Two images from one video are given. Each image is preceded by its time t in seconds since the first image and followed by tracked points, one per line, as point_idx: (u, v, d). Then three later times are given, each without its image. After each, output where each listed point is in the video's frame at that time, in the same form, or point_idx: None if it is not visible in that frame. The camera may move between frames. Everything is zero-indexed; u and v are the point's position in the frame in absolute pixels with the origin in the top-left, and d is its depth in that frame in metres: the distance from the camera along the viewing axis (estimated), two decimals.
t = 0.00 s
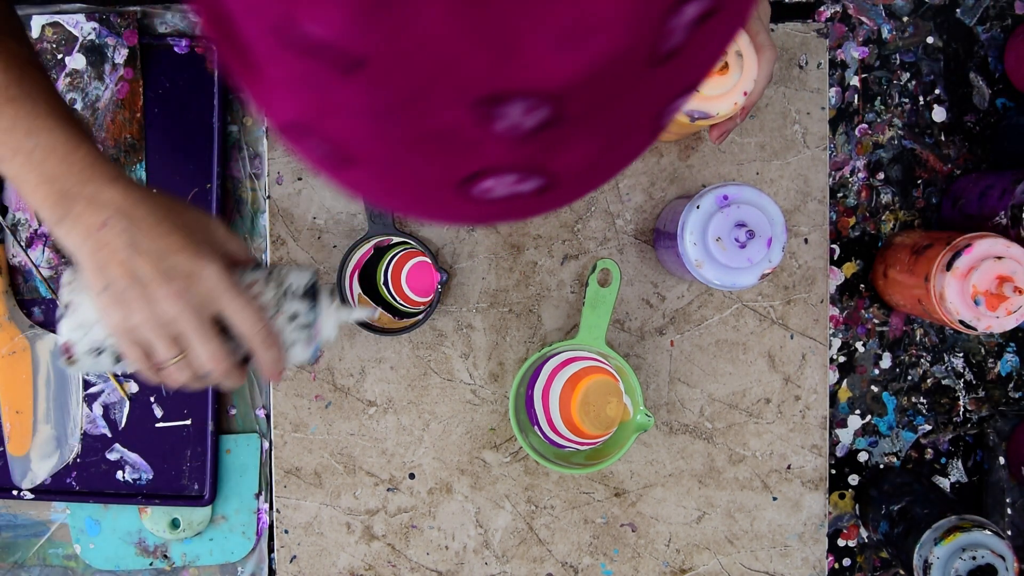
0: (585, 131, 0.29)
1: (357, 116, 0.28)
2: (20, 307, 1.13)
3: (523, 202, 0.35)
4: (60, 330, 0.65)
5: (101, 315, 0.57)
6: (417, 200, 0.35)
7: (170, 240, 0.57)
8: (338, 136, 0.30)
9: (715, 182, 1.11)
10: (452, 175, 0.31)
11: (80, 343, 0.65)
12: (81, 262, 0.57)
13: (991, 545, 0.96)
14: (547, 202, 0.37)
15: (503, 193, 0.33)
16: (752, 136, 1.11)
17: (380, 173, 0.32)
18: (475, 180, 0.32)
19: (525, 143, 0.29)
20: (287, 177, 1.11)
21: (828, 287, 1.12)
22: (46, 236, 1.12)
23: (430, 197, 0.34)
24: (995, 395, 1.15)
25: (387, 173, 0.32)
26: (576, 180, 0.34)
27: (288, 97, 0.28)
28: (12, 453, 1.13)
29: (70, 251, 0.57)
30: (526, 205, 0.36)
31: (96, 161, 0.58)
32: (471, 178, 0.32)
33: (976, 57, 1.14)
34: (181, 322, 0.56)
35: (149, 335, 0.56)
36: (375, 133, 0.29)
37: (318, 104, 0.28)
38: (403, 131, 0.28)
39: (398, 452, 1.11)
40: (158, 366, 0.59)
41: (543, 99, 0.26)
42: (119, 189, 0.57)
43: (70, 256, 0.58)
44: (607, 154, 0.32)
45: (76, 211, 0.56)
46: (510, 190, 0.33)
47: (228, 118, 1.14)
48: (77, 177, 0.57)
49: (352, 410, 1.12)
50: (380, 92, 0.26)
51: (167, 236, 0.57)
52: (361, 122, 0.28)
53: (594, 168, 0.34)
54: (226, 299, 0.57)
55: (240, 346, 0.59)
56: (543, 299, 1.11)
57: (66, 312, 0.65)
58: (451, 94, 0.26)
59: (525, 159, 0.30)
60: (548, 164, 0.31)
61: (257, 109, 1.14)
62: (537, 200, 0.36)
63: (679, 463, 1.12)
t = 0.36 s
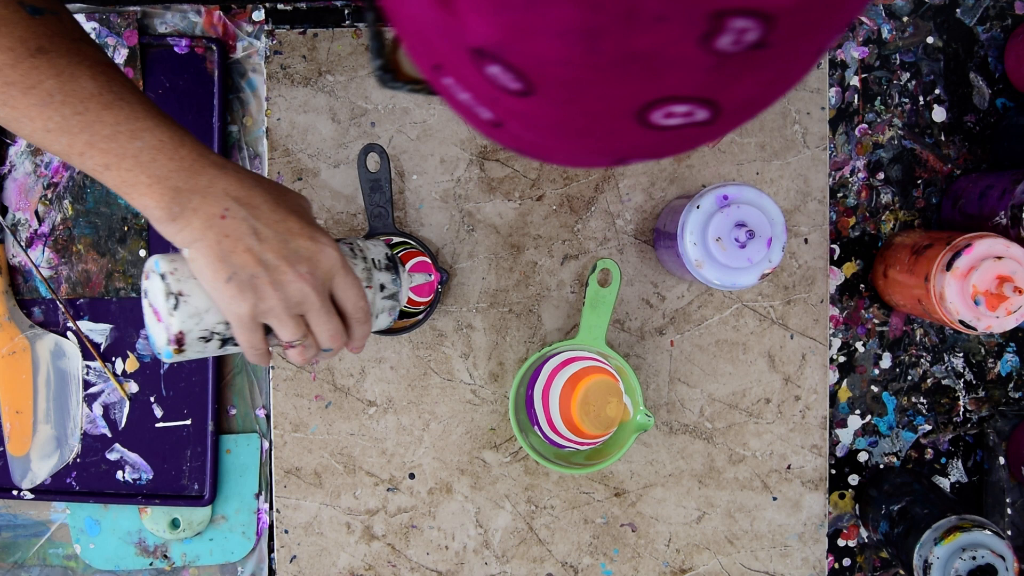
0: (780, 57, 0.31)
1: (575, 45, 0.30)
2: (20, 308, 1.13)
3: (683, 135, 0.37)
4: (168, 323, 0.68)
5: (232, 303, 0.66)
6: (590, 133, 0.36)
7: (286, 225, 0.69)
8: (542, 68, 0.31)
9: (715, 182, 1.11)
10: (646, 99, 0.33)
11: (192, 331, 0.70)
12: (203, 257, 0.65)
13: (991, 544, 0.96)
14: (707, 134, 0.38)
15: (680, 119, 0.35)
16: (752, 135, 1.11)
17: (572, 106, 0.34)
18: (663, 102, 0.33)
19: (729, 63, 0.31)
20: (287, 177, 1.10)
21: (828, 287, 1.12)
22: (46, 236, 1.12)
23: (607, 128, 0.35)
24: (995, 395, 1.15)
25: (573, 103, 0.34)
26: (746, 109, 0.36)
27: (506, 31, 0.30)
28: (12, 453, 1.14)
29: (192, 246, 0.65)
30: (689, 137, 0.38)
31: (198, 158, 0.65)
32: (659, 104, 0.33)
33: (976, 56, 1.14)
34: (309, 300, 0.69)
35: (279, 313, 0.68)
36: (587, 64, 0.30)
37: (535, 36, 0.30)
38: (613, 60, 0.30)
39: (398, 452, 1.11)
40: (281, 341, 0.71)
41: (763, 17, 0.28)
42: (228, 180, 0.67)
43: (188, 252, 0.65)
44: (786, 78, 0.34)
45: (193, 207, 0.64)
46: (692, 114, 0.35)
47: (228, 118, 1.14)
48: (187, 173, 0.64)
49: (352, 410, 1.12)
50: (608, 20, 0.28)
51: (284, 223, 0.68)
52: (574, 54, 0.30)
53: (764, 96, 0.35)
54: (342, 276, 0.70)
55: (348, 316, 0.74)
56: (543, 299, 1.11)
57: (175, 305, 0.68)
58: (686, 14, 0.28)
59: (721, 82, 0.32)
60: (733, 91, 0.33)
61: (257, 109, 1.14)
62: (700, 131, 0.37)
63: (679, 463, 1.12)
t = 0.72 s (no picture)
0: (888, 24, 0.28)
1: (678, 16, 0.26)
2: (20, 308, 1.13)
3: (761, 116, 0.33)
4: (185, 319, 0.69)
5: (253, 303, 0.68)
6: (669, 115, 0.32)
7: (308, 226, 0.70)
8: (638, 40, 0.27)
9: (715, 182, 1.11)
10: (742, 78, 0.28)
11: (208, 328, 0.70)
12: (224, 257, 0.67)
13: (991, 544, 0.96)
14: (787, 114, 0.34)
15: (769, 99, 0.31)
16: (752, 135, 1.11)
17: (658, 87, 0.29)
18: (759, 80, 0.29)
19: (836, 36, 0.27)
20: (287, 177, 1.10)
21: (827, 287, 1.12)
22: (46, 236, 1.12)
23: (688, 113, 0.31)
24: (995, 395, 1.15)
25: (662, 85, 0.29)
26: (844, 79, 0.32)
27: None
28: (12, 453, 1.14)
29: (214, 247, 0.67)
30: (770, 118, 0.34)
31: (223, 160, 0.67)
32: (754, 82, 0.29)
33: (976, 56, 1.14)
34: (328, 302, 0.71)
35: (299, 315, 0.71)
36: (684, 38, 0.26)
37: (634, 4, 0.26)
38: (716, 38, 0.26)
39: (398, 452, 1.11)
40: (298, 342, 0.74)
41: None
42: (251, 181, 0.68)
43: (209, 251, 0.67)
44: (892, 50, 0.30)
45: (217, 208, 0.66)
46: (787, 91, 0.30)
47: (228, 118, 1.14)
48: (211, 174, 0.65)
49: (352, 410, 1.12)
50: None
51: (304, 225, 0.70)
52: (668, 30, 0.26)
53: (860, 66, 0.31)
54: (359, 279, 0.73)
55: (359, 317, 0.77)
56: (543, 299, 1.11)
57: (192, 302, 0.68)
58: None
59: (822, 58, 0.28)
60: (832, 66, 0.29)
61: (257, 109, 1.14)
62: (787, 109, 0.33)
63: (679, 463, 1.12)
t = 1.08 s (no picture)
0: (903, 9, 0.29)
1: None
2: (20, 308, 1.14)
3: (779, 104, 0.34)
4: (184, 318, 0.69)
5: (253, 303, 0.68)
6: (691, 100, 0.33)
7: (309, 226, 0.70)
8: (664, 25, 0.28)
9: (715, 182, 1.11)
10: (766, 60, 0.29)
11: (208, 328, 0.70)
12: (225, 257, 0.67)
13: (991, 544, 0.96)
14: (808, 99, 0.35)
15: (791, 83, 0.32)
16: (752, 136, 1.11)
17: (683, 69, 0.30)
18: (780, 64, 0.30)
19: (860, 18, 0.28)
20: (287, 177, 1.10)
21: (828, 287, 1.12)
22: (45, 236, 1.13)
23: (709, 96, 0.32)
24: (995, 394, 1.15)
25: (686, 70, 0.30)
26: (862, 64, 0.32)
27: None
28: (12, 453, 1.14)
29: (214, 247, 0.67)
30: (791, 103, 0.34)
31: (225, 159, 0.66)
32: (777, 65, 0.30)
33: (976, 56, 1.14)
34: (328, 303, 0.71)
35: (299, 315, 0.71)
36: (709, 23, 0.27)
37: None
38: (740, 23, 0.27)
39: (398, 452, 1.11)
40: (298, 342, 0.74)
41: None
42: (252, 181, 0.68)
43: (209, 251, 0.67)
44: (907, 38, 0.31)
45: (219, 207, 0.66)
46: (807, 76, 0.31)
47: (228, 118, 1.14)
48: (212, 174, 0.65)
49: (352, 410, 1.12)
50: None
51: (306, 225, 0.70)
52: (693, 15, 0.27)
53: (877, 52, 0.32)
54: (359, 280, 0.73)
55: (359, 318, 0.77)
56: (543, 299, 1.11)
57: (192, 301, 0.68)
58: None
59: (845, 40, 0.29)
60: (853, 49, 0.30)
61: (257, 109, 1.14)
62: (807, 94, 0.34)
63: (679, 463, 1.12)
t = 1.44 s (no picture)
0: None
1: None
2: (20, 308, 1.13)
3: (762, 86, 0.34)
4: (173, 316, 0.69)
5: (243, 302, 0.68)
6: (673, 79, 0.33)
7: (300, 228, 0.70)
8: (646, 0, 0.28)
9: (715, 182, 1.11)
10: (749, 36, 0.29)
11: (197, 326, 0.70)
12: (216, 255, 0.67)
13: (991, 545, 0.96)
14: (794, 83, 0.35)
15: (776, 63, 0.32)
16: (752, 136, 1.11)
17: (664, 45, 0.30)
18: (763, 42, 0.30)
19: None
20: (287, 177, 1.10)
21: (827, 287, 1.12)
22: (45, 236, 1.13)
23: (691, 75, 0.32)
24: (995, 394, 1.15)
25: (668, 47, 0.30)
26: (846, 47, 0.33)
27: None
28: (12, 453, 1.14)
29: (205, 246, 0.67)
30: (776, 85, 0.34)
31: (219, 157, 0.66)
32: (760, 42, 0.30)
33: (976, 56, 1.14)
34: (317, 304, 0.71)
35: (288, 316, 0.70)
36: None
37: None
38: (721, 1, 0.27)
39: (398, 452, 1.11)
40: (288, 342, 0.74)
41: None
42: (245, 181, 0.68)
43: (201, 249, 0.67)
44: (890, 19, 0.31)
45: (209, 206, 0.66)
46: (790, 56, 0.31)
47: (228, 118, 1.14)
48: (204, 173, 0.65)
49: (352, 410, 1.12)
50: None
51: (297, 226, 0.70)
52: None
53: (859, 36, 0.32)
54: (350, 282, 0.73)
55: (350, 319, 0.77)
56: (543, 299, 1.11)
57: (181, 299, 0.68)
58: None
59: (830, 17, 0.29)
60: (837, 28, 0.30)
61: (257, 109, 1.14)
62: (790, 78, 0.34)
63: (679, 463, 1.12)
